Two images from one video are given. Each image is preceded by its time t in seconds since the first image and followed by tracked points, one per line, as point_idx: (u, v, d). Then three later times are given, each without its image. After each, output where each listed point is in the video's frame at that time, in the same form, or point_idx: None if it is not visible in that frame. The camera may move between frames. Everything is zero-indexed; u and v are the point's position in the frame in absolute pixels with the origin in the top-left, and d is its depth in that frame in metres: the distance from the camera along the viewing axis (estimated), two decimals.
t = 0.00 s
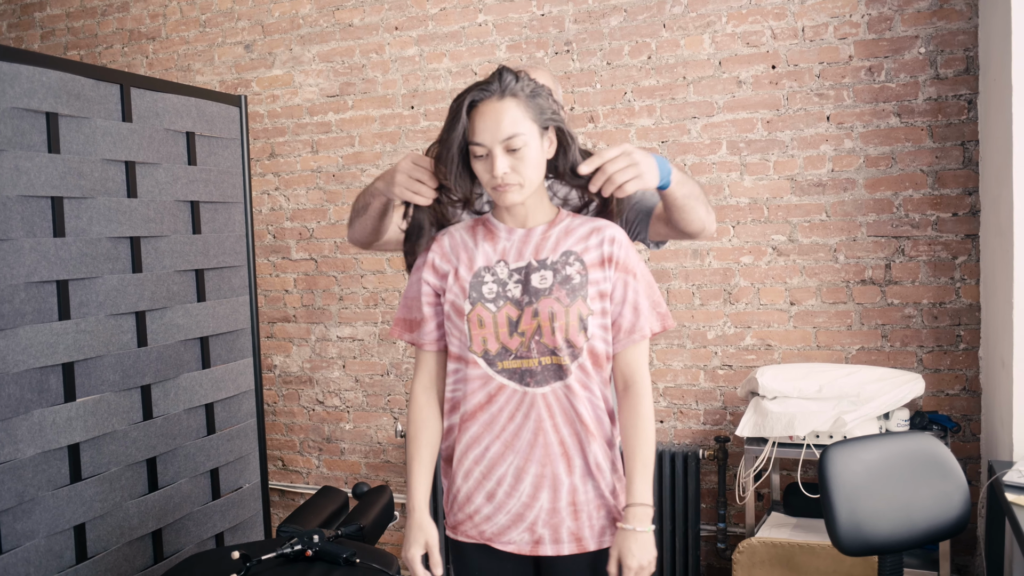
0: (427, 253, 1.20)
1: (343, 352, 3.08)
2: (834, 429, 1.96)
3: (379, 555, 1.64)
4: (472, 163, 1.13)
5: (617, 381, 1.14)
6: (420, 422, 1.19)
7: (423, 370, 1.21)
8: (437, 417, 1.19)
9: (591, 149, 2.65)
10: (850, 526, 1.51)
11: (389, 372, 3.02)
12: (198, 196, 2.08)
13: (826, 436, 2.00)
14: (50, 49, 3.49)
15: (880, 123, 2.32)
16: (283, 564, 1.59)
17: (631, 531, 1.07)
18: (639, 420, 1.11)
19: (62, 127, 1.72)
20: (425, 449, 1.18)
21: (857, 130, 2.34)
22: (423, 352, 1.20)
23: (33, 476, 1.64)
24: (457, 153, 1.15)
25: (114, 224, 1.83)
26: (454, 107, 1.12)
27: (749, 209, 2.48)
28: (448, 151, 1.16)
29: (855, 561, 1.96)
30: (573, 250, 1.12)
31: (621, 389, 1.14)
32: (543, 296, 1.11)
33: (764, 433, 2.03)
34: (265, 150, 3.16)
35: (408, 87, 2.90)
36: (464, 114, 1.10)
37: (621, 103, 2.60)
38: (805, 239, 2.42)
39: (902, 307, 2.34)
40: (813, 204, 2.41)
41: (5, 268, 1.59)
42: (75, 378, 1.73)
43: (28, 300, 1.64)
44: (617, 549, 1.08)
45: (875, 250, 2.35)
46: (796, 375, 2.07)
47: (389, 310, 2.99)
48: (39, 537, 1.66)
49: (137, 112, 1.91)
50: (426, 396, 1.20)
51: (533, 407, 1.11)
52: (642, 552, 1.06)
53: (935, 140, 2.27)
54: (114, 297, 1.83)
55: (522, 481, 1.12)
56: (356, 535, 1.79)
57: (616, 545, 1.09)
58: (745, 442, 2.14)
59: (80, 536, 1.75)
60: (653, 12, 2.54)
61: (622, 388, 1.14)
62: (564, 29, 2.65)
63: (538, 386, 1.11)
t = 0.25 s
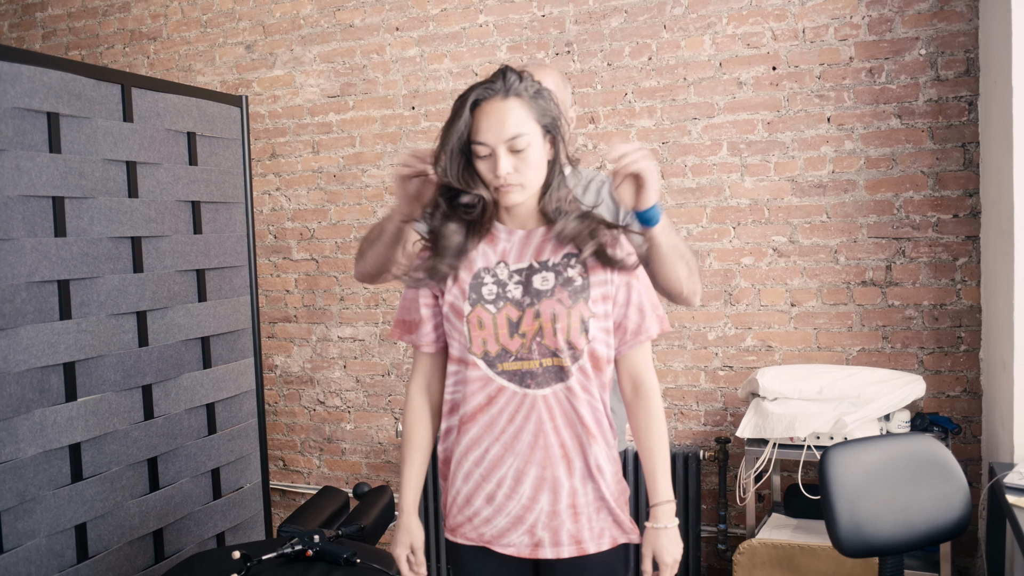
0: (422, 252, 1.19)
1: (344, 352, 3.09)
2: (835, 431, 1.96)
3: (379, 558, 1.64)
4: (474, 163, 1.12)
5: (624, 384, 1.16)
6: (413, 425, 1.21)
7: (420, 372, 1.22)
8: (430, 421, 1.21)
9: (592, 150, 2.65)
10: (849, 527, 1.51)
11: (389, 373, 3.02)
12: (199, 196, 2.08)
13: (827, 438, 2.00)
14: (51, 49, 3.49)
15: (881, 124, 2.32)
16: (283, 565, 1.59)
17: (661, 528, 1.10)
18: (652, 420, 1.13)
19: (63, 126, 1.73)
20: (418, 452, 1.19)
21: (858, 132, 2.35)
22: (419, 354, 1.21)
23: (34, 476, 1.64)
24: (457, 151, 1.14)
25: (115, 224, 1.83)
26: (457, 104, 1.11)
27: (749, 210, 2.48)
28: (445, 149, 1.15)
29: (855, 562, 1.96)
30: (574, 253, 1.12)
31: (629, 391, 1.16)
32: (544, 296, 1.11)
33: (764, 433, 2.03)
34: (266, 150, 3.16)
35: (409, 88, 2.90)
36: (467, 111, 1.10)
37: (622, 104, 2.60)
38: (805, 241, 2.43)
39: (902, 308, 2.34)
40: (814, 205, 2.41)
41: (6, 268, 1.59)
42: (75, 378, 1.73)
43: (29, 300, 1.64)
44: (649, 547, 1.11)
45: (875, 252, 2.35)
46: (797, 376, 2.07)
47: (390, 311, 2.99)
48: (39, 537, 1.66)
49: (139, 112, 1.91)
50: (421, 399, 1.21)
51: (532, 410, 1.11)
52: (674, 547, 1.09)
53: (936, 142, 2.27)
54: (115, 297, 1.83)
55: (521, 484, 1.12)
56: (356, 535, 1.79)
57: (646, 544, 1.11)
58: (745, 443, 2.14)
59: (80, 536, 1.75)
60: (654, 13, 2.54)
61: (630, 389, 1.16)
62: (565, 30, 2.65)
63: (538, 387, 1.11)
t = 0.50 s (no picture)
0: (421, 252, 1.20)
1: (344, 352, 3.09)
2: (834, 431, 1.96)
3: (378, 559, 1.64)
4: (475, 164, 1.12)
5: (615, 385, 1.16)
6: (411, 425, 1.21)
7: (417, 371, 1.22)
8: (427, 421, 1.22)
9: (592, 149, 2.65)
10: (847, 527, 1.51)
11: (389, 372, 3.02)
12: (199, 196, 2.08)
13: (826, 438, 2.00)
14: (52, 48, 3.49)
15: (881, 125, 2.32)
16: (282, 564, 1.59)
17: (641, 530, 1.10)
18: (638, 422, 1.13)
19: (63, 126, 1.73)
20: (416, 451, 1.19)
21: (858, 132, 2.34)
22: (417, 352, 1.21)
23: (33, 475, 1.65)
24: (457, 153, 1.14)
25: (115, 224, 1.83)
26: (458, 106, 1.11)
27: (749, 211, 2.48)
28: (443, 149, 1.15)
29: (854, 562, 1.96)
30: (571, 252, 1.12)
31: (619, 392, 1.16)
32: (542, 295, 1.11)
33: (764, 434, 2.03)
34: (267, 150, 3.17)
35: (409, 88, 2.90)
36: (469, 114, 1.10)
37: (622, 104, 2.60)
38: (805, 241, 2.42)
39: (902, 309, 2.34)
40: (814, 205, 2.41)
41: (6, 268, 1.59)
42: (75, 377, 1.73)
43: (28, 300, 1.64)
44: (628, 548, 1.11)
45: (876, 252, 2.35)
46: (796, 377, 2.07)
47: (390, 310, 2.99)
48: (39, 536, 1.66)
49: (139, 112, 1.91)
50: (418, 399, 1.21)
51: (529, 409, 1.11)
52: (652, 550, 1.10)
53: (937, 142, 2.27)
54: (114, 297, 1.83)
55: (518, 483, 1.12)
56: (355, 535, 1.79)
57: (626, 545, 1.12)
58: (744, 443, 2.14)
59: (80, 535, 1.75)
60: (655, 13, 2.54)
61: (620, 390, 1.16)
62: (565, 30, 2.65)
63: (535, 386, 1.11)
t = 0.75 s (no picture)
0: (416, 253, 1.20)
1: (342, 351, 3.08)
2: (831, 431, 1.96)
3: (375, 558, 1.63)
4: (471, 165, 1.12)
5: (607, 384, 1.16)
6: (407, 423, 1.20)
7: (414, 370, 1.22)
8: (424, 419, 1.21)
9: (590, 149, 2.65)
10: (844, 527, 1.50)
11: (387, 372, 3.01)
12: (196, 195, 2.08)
13: (823, 438, 2.00)
14: (49, 48, 3.49)
15: (879, 124, 2.32)
16: (278, 564, 1.59)
17: (619, 530, 1.09)
18: (627, 422, 1.12)
19: (60, 125, 1.72)
20: (413, 450, 1.19)
21: (856, 131, 2.34)
22: (413, 352, 1.21)
23: (30, 475, 1.64)
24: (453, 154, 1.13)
25: (112, 223, 1.83)
26: (455, 107, 1.10)
27: (747, 210, 2.48)
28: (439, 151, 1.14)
29: (851, 562, 1.96)
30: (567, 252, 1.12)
31: (612, 392, 1.16)
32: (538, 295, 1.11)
33: (761, 434, 2.03)
34: (264, 149, 3.16)
35: (407, 87, 2.90)
36: (465, 114, 1.09)
37: (620, 103, 2.59)
38: (803, 240, 2.42)
39: (900, 308, 2.34)
40: (811, 205, 2.40)
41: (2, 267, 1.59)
42: (71, 377, 1.73)
43: (25, 299, 1.64)
44: (603, 548, 1.09)
45: (873, 252, 2.35)
46: (794, 376, 2.07)
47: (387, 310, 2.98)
48: (35, 536, 1.66)
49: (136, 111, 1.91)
50: (415, 398, 1.21)
51: (526, 408, 1.11)
52: (628, 551, 1.08)
53: (934, 142, 2.27)
54: (111, 296, 1.83)
55: (515, 483, 1.12)
56: (351, 535, 1.79)
57: (603, 544, 1.10)
58: (742, 443, 2.14)
59: (76, 535, 1.75)
60: (653, 12, 2.53)
61: (612, 391, 1.15)
62: (563, 29, 2.65)
63: (532, 386, 1.11)
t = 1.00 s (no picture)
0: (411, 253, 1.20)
1: (338, 351, 3.08)
2: (828, 430, 1.96)
3: (372, 558, 1.63)
4: (468, 165, 1.12)
5: (608, 383, 1.15)
6: (404, 423, 1.20)
7: (410, 370, 1.21)
8: (422, 419, 1.20)
9: (586, 147, 2.64)
10: (842, 526, 1.50)
11: (383, 371, 3.01)
12: (192, 195, 2.07)
13: (820, 437, 2.00)
14: (44, 46, 3.47)
15: (876, 123, 2.31)
16: (274, 564, 1.58)
17: (630, 530, 1.08)
18: (631, 420, 1.12)
19: (54, 124, 1.71)
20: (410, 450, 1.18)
21: (853, 130, 2.34)
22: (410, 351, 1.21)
23: (25, 476, 1.63)
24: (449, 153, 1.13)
25: (106, 223, 1.82)
26: (452, 105, 1.10)
27: (744, 209, 2.47)
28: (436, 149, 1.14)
29: (848, 561, 1.96)
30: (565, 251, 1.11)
31: (612, 390, 1.15)
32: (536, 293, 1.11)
33: (758, 433, 2.03)
34: (260, 148, 3.15)
35: (403, 86, 2.89)
36: (462, 113, 1.09)
37: (616, 102, 2.59)
38: (800, 239, 2.42)
39: (896, 307, 2.34)
40: (808, 203, 2.40)
41: None
42: (66, 377, 1.72)
43: (19, 299, 1.63)
44: (616, 548, 1.09)
45: (870, 250, 2.35)
46: (791, 375, 2.07)
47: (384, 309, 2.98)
48: (30, 537, 1.65)
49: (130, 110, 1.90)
50: (411, 398, 1.20)
51: (523, 408, 1.10)
52: (641, 550, 1.07)
53: (931, 140, 2.26)
54: (106, 296, 1.82)
55: (513, 483, 1.12)
56: (347, 535, 1.78)
57: (615, 545, 1.09)
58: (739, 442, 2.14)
59: (72, 535, 1.74)
60: (649, 11, 2.53)
61: (612, 389, 1.15)
62: (559, 27, 2.64)
63: (530, 385, 1.10)
